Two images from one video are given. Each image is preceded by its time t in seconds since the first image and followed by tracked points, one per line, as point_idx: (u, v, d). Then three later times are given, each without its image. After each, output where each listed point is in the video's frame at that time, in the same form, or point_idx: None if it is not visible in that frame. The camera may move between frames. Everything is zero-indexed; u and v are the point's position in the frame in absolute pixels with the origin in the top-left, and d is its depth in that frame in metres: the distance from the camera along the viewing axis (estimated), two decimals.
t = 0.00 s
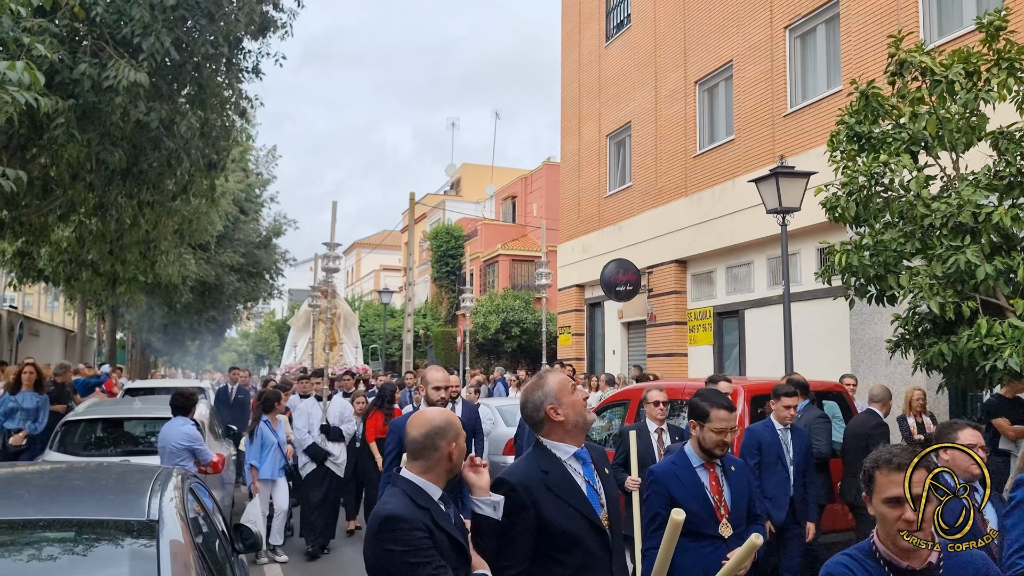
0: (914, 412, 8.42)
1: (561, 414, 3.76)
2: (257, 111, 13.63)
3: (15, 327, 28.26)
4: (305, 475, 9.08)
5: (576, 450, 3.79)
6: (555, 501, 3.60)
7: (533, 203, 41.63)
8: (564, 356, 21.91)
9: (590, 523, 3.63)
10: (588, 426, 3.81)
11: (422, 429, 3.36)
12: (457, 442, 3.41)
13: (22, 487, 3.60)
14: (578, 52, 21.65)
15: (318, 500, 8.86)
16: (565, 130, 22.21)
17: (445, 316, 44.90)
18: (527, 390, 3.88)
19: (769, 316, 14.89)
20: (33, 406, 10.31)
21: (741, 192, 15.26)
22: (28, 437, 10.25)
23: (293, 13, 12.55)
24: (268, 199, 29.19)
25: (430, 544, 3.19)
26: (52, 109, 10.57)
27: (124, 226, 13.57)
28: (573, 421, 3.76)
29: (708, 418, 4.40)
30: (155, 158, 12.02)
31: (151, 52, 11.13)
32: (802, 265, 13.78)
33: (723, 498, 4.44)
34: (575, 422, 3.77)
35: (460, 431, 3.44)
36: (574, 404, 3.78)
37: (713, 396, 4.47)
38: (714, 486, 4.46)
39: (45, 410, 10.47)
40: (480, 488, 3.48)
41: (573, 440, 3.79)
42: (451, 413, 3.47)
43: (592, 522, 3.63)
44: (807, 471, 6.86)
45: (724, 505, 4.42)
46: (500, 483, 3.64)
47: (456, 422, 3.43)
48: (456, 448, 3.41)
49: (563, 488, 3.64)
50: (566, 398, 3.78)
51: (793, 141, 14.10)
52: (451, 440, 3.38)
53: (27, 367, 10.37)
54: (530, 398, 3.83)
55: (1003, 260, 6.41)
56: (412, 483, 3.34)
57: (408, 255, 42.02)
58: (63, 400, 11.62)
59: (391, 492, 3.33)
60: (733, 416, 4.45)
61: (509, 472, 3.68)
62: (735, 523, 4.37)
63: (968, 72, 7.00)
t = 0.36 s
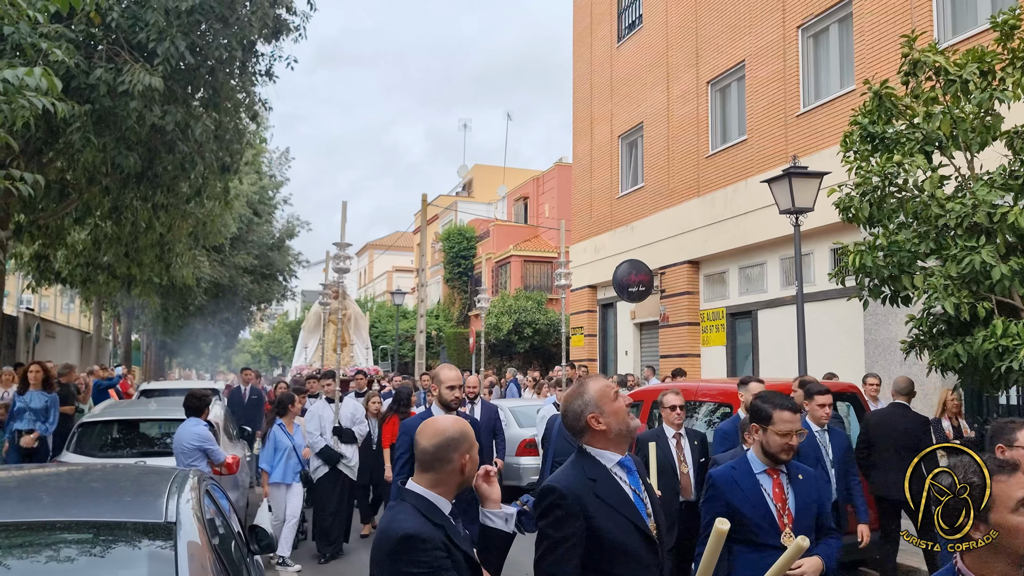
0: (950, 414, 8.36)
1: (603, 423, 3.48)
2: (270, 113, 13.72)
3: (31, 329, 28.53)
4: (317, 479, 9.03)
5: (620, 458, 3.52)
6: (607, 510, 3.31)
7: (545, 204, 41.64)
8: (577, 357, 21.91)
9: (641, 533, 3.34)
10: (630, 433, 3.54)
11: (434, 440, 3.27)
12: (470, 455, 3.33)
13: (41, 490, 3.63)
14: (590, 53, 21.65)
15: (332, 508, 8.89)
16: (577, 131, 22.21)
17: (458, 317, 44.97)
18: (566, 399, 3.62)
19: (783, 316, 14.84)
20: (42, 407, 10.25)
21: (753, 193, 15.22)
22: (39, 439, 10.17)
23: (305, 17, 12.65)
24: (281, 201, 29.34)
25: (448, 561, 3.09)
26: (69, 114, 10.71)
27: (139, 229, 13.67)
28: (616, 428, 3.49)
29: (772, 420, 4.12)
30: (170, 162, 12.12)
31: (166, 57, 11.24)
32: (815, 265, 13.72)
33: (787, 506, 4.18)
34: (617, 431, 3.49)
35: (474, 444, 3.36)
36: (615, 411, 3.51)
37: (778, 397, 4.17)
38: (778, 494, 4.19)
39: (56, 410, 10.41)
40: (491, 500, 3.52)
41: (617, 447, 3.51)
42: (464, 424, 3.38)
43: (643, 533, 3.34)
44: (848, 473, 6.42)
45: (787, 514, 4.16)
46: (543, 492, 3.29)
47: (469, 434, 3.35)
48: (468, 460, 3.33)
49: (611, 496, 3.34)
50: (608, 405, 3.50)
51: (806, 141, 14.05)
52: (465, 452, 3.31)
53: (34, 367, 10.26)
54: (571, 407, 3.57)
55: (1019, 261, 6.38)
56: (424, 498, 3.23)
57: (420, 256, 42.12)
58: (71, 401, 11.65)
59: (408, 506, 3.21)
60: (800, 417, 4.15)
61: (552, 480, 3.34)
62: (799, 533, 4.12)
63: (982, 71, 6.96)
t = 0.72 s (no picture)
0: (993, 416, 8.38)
1: (649, 425, 3.35)
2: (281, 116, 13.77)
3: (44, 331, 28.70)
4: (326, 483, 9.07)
5: (659, 465, 3.38)
6: (645, 521, 3.19)
7: (555, 206, 41.62)
8: (588, 359, 21.88)
9: (679, 546, 3.22)
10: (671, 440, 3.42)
11: (420, 445, 3.03)
12: (449, 464, 2.97)
13: (57, 491, 3.66)
14: (600, 54, 21.64)
15: (340, 511, 8.97)
16: (588, 132, 22.20)
17: (468, 319, 44.98)
18: (609, 399, 3.44)
19: (795, 318, 14.79)
20: (42, 412, 9.81)
21: (765, 194, 15.17)
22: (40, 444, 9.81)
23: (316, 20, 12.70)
24: (292, 204, 29.41)
25: None
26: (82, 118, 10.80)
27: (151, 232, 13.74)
28: (660, 433, 3.36)
29: (831, 426, 3.93)
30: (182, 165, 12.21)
31: (179, 60, 11.31)
32: (828, 267, 13.67)
33: (845, 517, 3.97)
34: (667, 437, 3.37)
35: (455, 453, 2.98)
36: (663, 417, 3.38)
37: (836, 402, 4.01)
38: (835, 504, 3.98)
39: (56, 414, 9.98)
40: (506, 514, 3.40)
41: (656, 454, 3.37)
42: (458, 430, 3.04)
43: (680, 545, 3.23)
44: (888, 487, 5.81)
45: (845, 526, 3.95)
46: (581, 501, 3.17)
47: (453, 442, 2.99)
48: (450, 471, 2.97)
49: (650, 507, 3.22)
50: (656, 407, 3.39)
51: (818, 142, 14.00)
52: (443, 459, 2.98)
53: (32, 370, 9.80)
54: (615, 405, 3.40)
55: None
56: (410, 510, 2.96)
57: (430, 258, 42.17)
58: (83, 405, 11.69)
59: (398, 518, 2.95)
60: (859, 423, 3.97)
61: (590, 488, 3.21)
62: (858, 546, 3.91)
63: (996, 72, 6.92)
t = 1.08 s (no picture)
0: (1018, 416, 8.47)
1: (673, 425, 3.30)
2: (284, 117, 13.77)
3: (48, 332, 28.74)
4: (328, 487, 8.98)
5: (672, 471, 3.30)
6: (672, 530, 3.05)
7: (558, 207, 41.63)
8: (590, 360, 21.88)
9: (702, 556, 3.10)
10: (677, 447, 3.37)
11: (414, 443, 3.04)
12: (426, 460, 2.92)
13: (60, 492, 3.66)
14: (602, 55, 21.63)
15: (344, 515, 9.05)
16: (591, 132, 22.19)
17: (471, 319, 45.00)
18: (631, 397, 3.30)
19: (798, 318, 14.77)
20: (36, 413, 9.49)
21: (768, 195, 15.15)
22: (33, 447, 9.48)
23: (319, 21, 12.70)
24: (295, 204, 29.41)
25: None
26: (86, 119, 10.82)
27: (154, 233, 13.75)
28: (675, 438, 3.32)
29: (886, 433, 3.75)
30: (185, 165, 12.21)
31: (182, 61, 11.31)
32: (831, 267, 13.66)
33: (883, 532, 3.76)
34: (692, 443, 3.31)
35: (428, 449, 2.92)
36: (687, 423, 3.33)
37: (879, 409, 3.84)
38: (874, 518, 3.76)
39: (50, 417, 9.67)
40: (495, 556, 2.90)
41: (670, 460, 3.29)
42: (443, 425, 2.97)
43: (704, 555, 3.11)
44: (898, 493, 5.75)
45: (886, 541, 3.73)
46: (612, 510, 3.02)
47: (430, 436, 2.94)
48: (423, 465, 2.94)
49: (677, 516, 3.09)
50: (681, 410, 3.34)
51: (821, 142, 13.99)
52: (421, 455, 2.95)
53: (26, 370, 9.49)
54: (644, 401, 3.27)
55: None
56: (411, 512, 2.97)
57: (433, 258, 42.19)
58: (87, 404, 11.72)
59: (399, 520, 2.98)
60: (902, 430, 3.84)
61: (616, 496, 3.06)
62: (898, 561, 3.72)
63: (1000, 72, 6.91)
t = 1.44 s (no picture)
0: None
1: (693, 434, 3.15)
2: (288, 118, 13.78)
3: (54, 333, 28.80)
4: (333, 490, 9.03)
5: (697, 481, 3.17)
6: (693, 545, 2.95)
7: (562, 208, 41.61)
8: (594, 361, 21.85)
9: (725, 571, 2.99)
10: (708, 457, 3.21)
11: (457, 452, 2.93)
12: (463, 474, 2.83)
13: (65, 493, 3.65)
14: (606, 56, 21.62)
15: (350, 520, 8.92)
16: (594, 133, 22.18)
17: (474, 321, 45.00)
18: (655, 392, 3.25)
19: (803, 319, 14.74)
20: (30, 415, 9.21)
21: (773, 195, 15.13)
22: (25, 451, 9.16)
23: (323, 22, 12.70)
24: (299, 206, 29.42)
25: None
26: (91, 121, 10.83)
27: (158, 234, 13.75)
28: (698, 447, 3.16)
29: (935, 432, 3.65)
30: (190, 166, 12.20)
31: (186, 62, 11.31)
32: (836, 268, 13.63)
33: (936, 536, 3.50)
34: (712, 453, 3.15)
35: (467, 462, 2.81)
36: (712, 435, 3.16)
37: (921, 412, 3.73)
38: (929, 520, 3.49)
39: (46, 421, 9.38)
40: None
41: (694, 469, 3.17)
42: (486, 438, 2.84)
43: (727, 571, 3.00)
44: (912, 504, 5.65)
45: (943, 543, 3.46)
46: (622, 524, 2.95)
47: (470, 448, 2.83)
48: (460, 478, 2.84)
49: (695, 528, 2.99)
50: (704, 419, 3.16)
51: (825, 143, 13.96)
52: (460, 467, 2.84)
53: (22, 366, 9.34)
54: (664, 400, 3.19)
55: None
56: (445, 526, 2.89)
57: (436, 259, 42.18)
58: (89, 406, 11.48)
59: (432, 533, 2.91)
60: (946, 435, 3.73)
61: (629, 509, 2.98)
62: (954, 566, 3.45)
63: (1006, 72, 6.86)
